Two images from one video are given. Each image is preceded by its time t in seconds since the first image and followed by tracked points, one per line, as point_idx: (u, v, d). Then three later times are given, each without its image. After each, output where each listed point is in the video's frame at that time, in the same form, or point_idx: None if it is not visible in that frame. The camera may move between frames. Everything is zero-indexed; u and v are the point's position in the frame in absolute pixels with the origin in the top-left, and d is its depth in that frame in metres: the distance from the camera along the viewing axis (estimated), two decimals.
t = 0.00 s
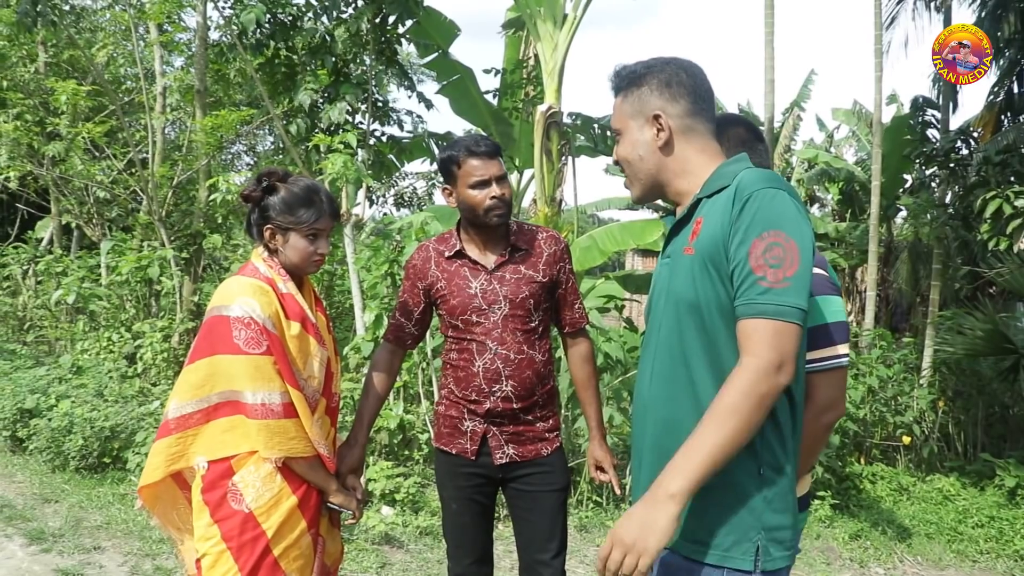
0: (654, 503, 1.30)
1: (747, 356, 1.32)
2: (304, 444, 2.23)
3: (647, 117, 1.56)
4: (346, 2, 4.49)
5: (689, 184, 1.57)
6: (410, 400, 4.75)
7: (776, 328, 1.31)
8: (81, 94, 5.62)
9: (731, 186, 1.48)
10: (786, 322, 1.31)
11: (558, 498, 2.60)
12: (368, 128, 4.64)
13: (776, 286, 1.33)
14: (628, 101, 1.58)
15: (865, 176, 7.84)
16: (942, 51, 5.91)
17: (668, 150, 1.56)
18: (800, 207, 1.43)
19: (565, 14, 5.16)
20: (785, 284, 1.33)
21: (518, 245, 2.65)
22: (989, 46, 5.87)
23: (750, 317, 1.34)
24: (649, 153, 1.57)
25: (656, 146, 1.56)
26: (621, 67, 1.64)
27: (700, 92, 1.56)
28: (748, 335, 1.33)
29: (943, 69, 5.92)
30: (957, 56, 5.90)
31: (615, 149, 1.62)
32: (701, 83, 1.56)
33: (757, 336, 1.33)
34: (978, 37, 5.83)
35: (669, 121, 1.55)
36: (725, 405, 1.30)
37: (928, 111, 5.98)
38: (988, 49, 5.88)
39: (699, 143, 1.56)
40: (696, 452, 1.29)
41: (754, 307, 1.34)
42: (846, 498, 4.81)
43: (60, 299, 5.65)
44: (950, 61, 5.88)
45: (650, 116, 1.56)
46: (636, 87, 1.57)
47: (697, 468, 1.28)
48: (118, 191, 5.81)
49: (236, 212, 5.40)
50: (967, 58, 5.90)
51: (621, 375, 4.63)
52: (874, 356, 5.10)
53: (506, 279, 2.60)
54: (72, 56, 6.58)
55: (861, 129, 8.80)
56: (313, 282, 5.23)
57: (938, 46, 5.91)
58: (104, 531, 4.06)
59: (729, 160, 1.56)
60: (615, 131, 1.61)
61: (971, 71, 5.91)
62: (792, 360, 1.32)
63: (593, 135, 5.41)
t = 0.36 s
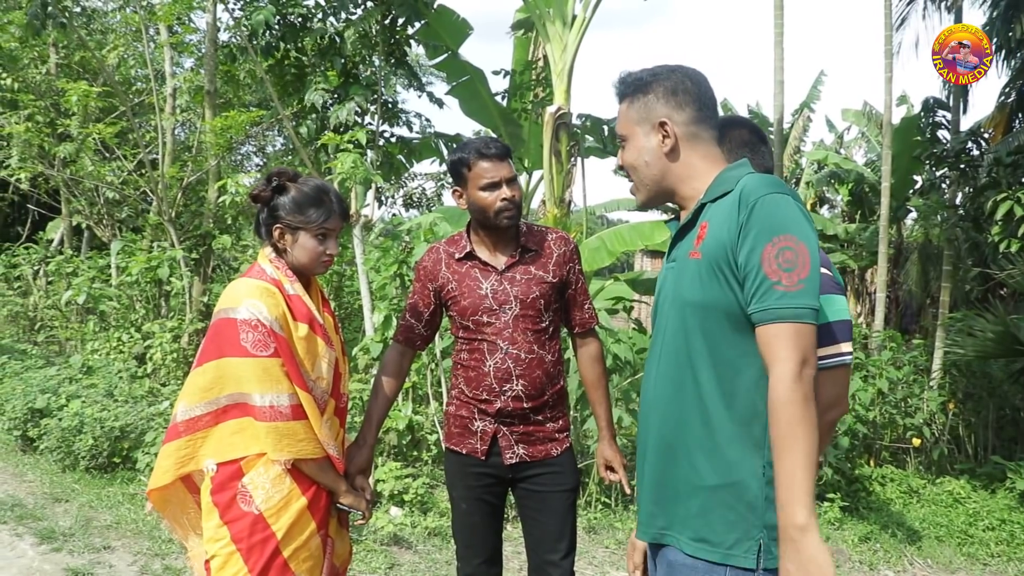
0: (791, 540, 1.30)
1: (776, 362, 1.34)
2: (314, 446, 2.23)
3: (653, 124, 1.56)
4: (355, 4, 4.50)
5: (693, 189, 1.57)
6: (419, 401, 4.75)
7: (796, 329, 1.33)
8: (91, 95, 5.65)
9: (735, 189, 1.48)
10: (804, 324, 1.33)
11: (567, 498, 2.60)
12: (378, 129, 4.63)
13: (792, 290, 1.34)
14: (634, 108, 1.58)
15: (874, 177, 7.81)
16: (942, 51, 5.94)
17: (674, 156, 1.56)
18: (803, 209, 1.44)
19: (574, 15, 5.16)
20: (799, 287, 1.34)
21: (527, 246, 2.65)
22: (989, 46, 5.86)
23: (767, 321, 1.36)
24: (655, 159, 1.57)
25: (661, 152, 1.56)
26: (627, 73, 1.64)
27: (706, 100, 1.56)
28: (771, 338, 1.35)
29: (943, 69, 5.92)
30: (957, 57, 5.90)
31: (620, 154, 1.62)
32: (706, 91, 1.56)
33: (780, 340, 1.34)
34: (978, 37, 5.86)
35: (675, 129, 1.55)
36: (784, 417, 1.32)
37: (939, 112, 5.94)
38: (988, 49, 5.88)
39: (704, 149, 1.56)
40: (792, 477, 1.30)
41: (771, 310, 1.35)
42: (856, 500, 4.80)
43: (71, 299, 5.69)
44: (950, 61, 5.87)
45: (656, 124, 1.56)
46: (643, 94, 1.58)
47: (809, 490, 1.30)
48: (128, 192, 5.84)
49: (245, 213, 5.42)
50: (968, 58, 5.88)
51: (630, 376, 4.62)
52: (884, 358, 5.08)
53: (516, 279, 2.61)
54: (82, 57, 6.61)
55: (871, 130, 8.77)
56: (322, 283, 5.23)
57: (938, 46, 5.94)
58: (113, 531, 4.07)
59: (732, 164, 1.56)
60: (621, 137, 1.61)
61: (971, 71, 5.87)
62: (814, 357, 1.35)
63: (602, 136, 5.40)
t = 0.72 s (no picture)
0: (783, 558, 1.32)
1: (781, 386, 1.34)
2: (321, 447, 2.23)
3: (636, 167, 1.52)
4: (363, 5, 4.51)
5: (687, 210, 1.59)
6: (424, 402, 4.75)
7: (798, 350, 1.33)
8: (100, 96, 5.67)
9: (724, 207, 1.48)
10: (804, 345, 1.33)
11: (572, 500, 2.60)
12: (385, 130, 4.63)
13: (788, 313, 1.34)
14: (613, 149, 1.52)
15: (881, 179, 7.80)
16: (942, 50, 5.97)
17: (658, 192, 1.56)
18: (795, 227, 1.43)
19: (581, 17, 5.16)
20: (796, 309, 1.33)
21: (532, 248, 2.65)
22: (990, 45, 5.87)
23: (767, 345, 1.35)
24: (639, 196, 1.56)
25: (646, 191, 1.55)
26: (602, 95, 1.54)
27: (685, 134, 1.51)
28: (774, 360, 1.35)
29: (943, 69, 5.96)
30: (957, 56, 5.93)
31: (602, 186, 1.59)
32: (684, 114, 1.50)
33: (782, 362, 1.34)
34: (978, 37, 5.87)
35: (658, 170, 1.53)
36: (785, 438, 1.32)
37: (947, 114, 5.92)
38: (989, 49, 5.88)
39: (691, 171, 1.56)
40: (788, 495, 1.32)
41: (769, 335, 1.35)
42: (862, 503, 4.79)
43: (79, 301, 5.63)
44: (949, 61, 5.92)
45: (639, 167, 1.52)
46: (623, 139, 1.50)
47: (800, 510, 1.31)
48: (135, 193, 5.86)
49: (252, 214, 5.44)
50: (969, 58, 5.88)
51: (636, 378, 4.62)
52: (891, 361, 5.07)
53: (521, 281, 2.61)
54: (90, 58, 6.63)
55: (878, 132, 8.76)
56: (329, 284, 5.24)
57: (939, 46, 5.98)
58: (120, 531, 4.08)
59: (719, 173, 1.56)
60: (601, 171, 1.57)
61: (972, 71, 5.85)
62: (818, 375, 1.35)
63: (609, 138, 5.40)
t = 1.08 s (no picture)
0: (724, 542, 1.37)
1: (784, 395, 1.35)
2: (329, 448, 2.24)
3: (615, 183, 1.52)
4: (374, 7, 4.52)
5: (677, 225, 1.57)
6: (434, 403, 4.75)
7: (800, 359, 1.35)
8: (111, 98, 5.69)
9: (716, 223, 1.47)
10: (808, 353, 1.35)
11: (581, 503, 2.60)
12: (396, 132, 4.62)
13: (789, 324, 1.35)
14: (588, 173, 1.54)
15: (892, 181, 7.78)
16: (942, 51, 5.92)
17: (646, 202, 1.55)
18: (789, 233, 1.44)
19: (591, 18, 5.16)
20: (797, 319, 1.35)
21: (542, 250, 2.65)
22: (990, 45, 5.85)
23: (772, 357, 1.36)
24: (629, 212, 1.55)
25: (633, 204, 1.55)
26: (562, 137, 1.58)
27: (652, 134, 1.53)
28: (776, 370, 1.36)
29: (943, 70, 5.93)
30: (957, 56, 5.91)
31: (590, 216, 1.59)
32: (651, 123, 1.54)
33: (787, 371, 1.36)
34: (978, 37, 5.86)
35: (639, 179, 1.52)
36: (770, 440, 1.35)
37: (959, 116, 5.89)
38: (988, 48, 5.85)
39: (671, 183, 1.56)
40: (754, 486, 1.36)
41: (773, 347, 1.36)
42: (873, 506, 4.77)
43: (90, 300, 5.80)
44: (949, 62, 5.88)
45: (618, 182, 1.52)
46: (593, 162, 1.52)
47: (757, 502, 1.36)
48: (147, 194, 5.89)
49: (262, 215, 5.45)
50: (969, 58, 5.88)
51: (646, 380, 4.61)
52: (902, 363, 5.05)
53: (531, 282, 2.60)
54: (102, 60, 6.67)
55: (889, 134, 8.73)
56: (339, 285, 5.25)
57: (939, 46, 5.91)
58: (130, 531, 4.10)
59: (703, 183, 1.56)
60: (584, 200, 1.58)
61: (971, 71, 5.89)
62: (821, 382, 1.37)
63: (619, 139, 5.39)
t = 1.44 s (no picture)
0: (808, 559, 1.32)
1: (784, 385, 1.34)
2: (335, 449, 2.23)
3: (627, 157, 1.54)
4: (380, 9, 4.52)
5: (681, 214, 1.58)
6: (440, 404, 4.74)
7: (802, 348, 1.34)
8: (118, 100, 5.70)
9: (722, 212, 1.48)
10: (807, 343, 1.34)
11: (589, 504, 2.60)
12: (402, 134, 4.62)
13: (789, 312, 1.34)
14: (603, 142, 1.56)
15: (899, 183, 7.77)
16: (942, 50, 5.94)
17: (653, 184, 1.57)
18: (793, 226, 1.44)
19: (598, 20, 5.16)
20: (797, 309, 1.34)
21: (548, 251, 2.65)
22: (989, 46, 5.81)
23: (771, 346, 1.36)
24: (636, 190, 1.57)
25: (641, 183, 1.56)
26: (588, 104, 1.61)
27: (673, 119, 1.55)
28: (777, 359, 1.35)
29: (943, 70, 5.97)
30: (957, 56, 5.90)
31: (598, 188, 1.61)
32: (674, 107, 1.56)
33: (785, 361, 1.35)
34: (978, 37, 5.81)
35: (650, 159, 1.54)
36: (797, 439, 1.33)
37: (966, 117, 5.88)
38: (988, 48, 5.83)
39: (682, 168, 1.57)
40: (808, 493, 1.32)
41: (772, 335, 1.35)
42: (879, 508, 4.76)
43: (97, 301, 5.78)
44: (949, 61, 5.90)
45: (630, 156, 1.54)
46: (610, 130, 1.55)
47: (821, 506, 1.31)
48: (153, 196, 5.90)
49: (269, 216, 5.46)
50: (968, 58, 5.85)
51: (652, 382, 4.61)
52: (909, 365, 5.04)
53: (537, 284, 2.60)
54: (109, 61, 6.68)
55: (896, 135, 8.72)
56: (345, 286, 5.24)
57: (939, 46, 5.96)
58: (137, 531, 4.10)
59: (715, 177, 1.57)
60: (596, 171, 1.60)
61: (971, 71, 5.89)
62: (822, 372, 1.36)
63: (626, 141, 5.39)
